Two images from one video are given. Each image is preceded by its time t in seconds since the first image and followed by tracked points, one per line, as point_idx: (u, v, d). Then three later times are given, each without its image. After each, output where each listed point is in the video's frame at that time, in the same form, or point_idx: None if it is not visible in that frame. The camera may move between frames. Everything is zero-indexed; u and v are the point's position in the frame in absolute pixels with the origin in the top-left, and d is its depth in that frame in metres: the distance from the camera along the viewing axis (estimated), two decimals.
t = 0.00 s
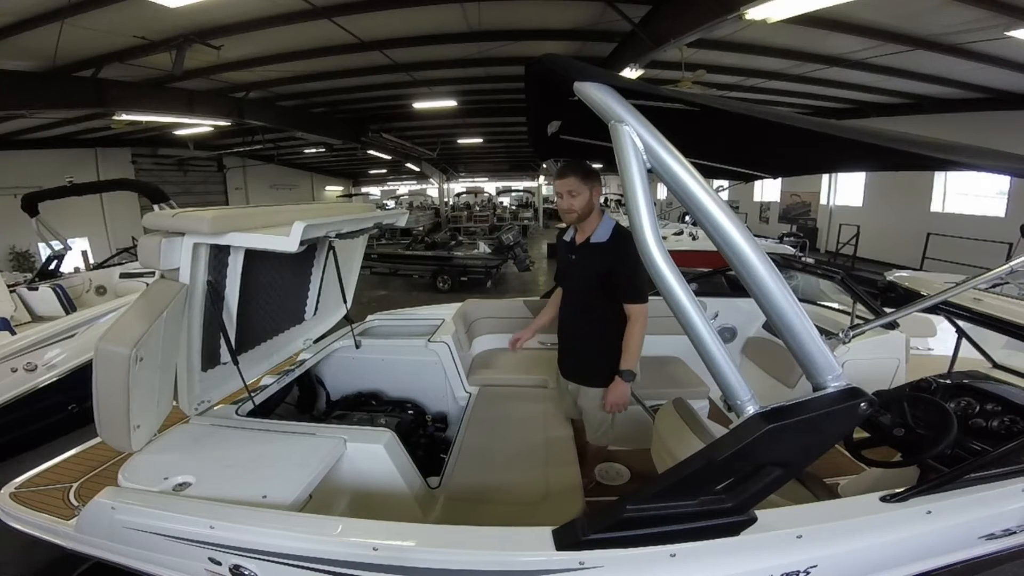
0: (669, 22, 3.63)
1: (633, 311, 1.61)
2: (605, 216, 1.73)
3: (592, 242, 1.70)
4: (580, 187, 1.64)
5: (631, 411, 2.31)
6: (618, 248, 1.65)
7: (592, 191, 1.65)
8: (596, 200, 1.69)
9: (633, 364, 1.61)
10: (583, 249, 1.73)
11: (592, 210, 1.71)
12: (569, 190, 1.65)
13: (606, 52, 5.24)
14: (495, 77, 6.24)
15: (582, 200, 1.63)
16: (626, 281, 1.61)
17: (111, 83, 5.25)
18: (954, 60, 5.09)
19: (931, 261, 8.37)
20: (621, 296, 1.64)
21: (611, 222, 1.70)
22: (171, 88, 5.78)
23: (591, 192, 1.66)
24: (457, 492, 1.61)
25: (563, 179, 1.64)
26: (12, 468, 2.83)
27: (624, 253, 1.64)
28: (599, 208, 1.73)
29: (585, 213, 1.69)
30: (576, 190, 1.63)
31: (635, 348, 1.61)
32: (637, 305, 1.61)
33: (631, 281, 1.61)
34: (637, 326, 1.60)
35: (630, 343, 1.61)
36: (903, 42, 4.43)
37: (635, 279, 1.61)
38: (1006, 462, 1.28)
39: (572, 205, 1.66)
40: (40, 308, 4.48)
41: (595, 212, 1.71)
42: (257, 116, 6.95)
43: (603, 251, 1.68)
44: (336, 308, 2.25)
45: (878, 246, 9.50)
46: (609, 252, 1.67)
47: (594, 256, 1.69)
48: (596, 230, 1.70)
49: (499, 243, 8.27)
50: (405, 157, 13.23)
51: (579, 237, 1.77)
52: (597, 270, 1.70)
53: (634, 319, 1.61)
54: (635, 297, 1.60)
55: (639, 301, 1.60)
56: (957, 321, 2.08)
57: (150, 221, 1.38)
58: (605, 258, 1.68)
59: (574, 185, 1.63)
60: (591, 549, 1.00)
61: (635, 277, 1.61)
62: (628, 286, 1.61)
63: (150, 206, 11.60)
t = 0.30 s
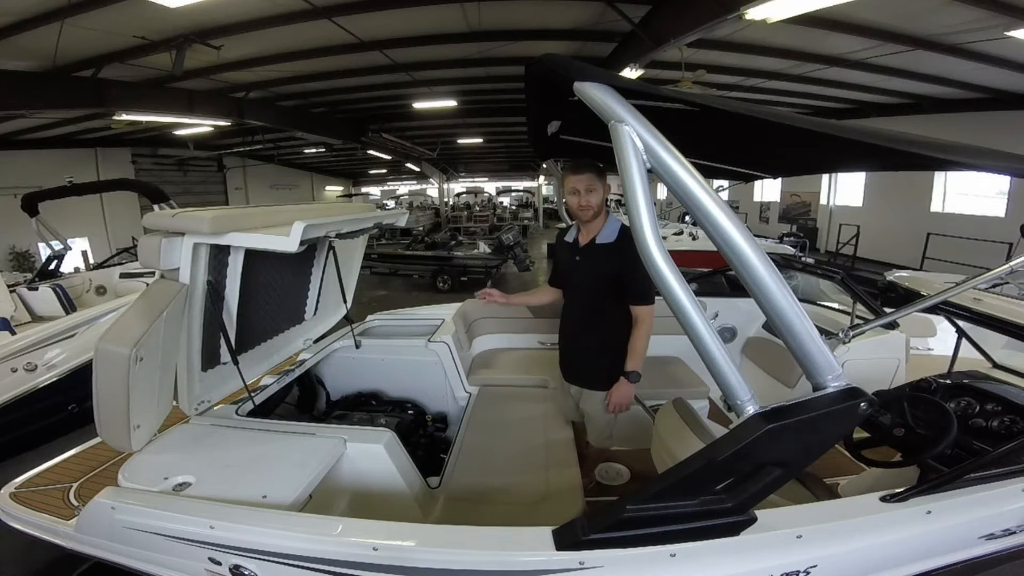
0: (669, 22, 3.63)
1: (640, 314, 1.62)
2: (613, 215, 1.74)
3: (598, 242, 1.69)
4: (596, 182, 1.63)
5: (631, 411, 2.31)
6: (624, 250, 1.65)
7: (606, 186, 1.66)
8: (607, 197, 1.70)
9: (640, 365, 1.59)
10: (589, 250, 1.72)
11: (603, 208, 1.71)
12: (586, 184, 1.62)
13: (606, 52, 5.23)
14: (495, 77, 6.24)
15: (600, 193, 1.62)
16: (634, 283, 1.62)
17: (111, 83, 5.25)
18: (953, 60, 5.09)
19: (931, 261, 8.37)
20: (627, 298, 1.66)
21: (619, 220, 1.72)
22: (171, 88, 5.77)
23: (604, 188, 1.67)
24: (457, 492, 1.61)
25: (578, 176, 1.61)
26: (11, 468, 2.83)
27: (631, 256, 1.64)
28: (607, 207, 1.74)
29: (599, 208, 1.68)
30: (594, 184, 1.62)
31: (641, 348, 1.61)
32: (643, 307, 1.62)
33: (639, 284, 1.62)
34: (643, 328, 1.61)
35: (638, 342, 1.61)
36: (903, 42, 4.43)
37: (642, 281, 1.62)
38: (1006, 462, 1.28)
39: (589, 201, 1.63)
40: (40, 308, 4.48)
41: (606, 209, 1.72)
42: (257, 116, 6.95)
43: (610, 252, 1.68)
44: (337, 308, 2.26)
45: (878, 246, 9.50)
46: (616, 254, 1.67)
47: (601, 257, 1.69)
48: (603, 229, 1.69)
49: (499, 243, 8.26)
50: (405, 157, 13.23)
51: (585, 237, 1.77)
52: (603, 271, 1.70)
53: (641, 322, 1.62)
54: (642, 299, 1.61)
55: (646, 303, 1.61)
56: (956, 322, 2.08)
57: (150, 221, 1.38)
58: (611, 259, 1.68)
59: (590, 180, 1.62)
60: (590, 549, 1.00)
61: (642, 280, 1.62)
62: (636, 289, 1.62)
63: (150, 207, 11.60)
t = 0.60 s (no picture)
0: (669, 22, 3.63)
1: (641, 318, 1.64)
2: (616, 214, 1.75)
3: (600, 245, 1.68)
4: (600, 186, 1.61)
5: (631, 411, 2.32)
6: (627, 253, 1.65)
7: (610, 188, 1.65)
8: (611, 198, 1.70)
9: (643, 370, 1.64)
10: (591, 252, 1.71)
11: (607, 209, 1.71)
12: (589, 189, 1.61)
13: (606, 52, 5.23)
14: (495, 77, 6.24)
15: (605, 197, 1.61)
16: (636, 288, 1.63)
17: (111, 84, 5.25)
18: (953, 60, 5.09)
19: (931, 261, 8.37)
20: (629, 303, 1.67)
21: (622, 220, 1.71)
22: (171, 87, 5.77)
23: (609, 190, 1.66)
24: (457, 492, 1.61)
25: (582, 180, 1.60)
26: (11, 468, 2.83)
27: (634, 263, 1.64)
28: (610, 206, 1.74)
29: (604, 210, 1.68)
30: (598, 189, 1.61)
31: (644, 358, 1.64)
32: (645, 312, 1.64)
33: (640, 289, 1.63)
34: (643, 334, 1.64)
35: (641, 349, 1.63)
36: (903, 42, 4.43)
37: (644, 286, 1.63)
38: (1006, 462, 1.28)
39: (592, 205, 1.62)
40: (40, 308, 4.47)
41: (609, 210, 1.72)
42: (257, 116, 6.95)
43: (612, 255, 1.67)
44: (336, 308, 2.26)
45: (878, 246, 9.50)
46: (618, 257, 1.66)
47: (603, 259, 1.69)
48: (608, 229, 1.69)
49: (499, 243, 8.26)
50: (405, 157, 13.23)
51: (588, 238, 1.76)
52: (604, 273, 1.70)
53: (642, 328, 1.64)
54: (644, 305, 1.63)
55: (649, 308, 1.63)
56: (957, 321, 2.08)
57: (150, 221, 1.38)
58: (613, 263, 1.67)
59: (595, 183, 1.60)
60: (591, 549, 1.00)
61: (644, 286, 1.63)
62: (638, 294, 1.63)
63: (150, 207, 11.60)
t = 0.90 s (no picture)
0: (669, 22, 3.63)
1: (635, 326, 1.59)
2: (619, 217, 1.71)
3: (602, 248, 1.67)
4: (587, 192, 1.61)
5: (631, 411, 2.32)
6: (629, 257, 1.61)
7: (603, 191, 1.63)
8: (608, 202, 1.67)
9: (633, 380, 1.61)
10: (594, 254, 1.71)
11: (606, 212, 1.69)
12: (577, 193, 1.63)
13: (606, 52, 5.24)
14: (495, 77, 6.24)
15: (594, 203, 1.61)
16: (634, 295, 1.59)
17: (111, 84, 5.25)
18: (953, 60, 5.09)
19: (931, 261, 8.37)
20: (628, 308, 1.62)
21: (627, 224, 1.67)
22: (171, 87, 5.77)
23: (603, 194, 1.64)
24: (457, 492, 1.61)
25: (570, 186, 1.63)
26: (11, 468, 2.82)
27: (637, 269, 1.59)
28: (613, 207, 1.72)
29: (600, 213, 1.67)
30: (586, 195, 1.61)
31: (635, 368, 1.61)
32: (641, 320, 1.58)
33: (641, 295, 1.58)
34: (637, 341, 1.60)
35: (633, 359, 1.60)
36: (903, 42, 4.43)
37: (643, 292, 1.58)
38: (1006, 462, 1.28)
39: (581, 210, 1.64)
40: (40, 309, 4.47)
41: (609, 213, 1.70)
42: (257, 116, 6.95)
43: (614, 258, 1.65)
44: (336, 308, 2.26)
45: (878, 246, 9.50)
46: (620, 260, 1.64)
47: (605, 262, 1.67)
48: (610, 234, 1.66)
49: (499, 243, 8.26)
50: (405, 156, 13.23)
51: (591, 240, 1.76)
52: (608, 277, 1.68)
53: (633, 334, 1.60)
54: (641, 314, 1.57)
55: (645, 316, 1.58)
56: (957, 322, 2.08)
57: (150, 222, 1.38)
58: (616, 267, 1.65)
59: (582, 188, 1.61)
60: (591, 549, 1.00)
61: (643, 295, 1.57)
62: (636, 301, 1.58)
63: (150, 207, 11.60)
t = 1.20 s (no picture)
0: (669, 22, 3.63)
1: (628, 334, 1.60)
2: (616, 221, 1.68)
3: (598, 254, 1.68)
4: (572, 195, 1.65)
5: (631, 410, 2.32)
6: (625, 265, 1.61)
7: (588, 195, 1.64)
8: (598, 206, 1.66)
9: (618, 384, 1.64)
10: (591, 260, 1.72)
11: (598, 216, 1.68)
12: (563, 198, 1.68)
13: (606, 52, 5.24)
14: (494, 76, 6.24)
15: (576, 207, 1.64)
16: (629, 304, 1.59)
17: (111, 84, 5.25)
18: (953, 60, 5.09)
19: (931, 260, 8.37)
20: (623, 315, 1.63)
21: (626, 229, 1.65)
22: (171, 87, 5.77)
23: (590, 198, 1.64)
24: (457, 492, 1.61)
25: (556, 191, 1.69)
26: (11, 468, 2.82)
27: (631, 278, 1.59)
28: (609, 211, 1.70)
29: (589, 216, 1.68)
30: (568, 199, 1.65)
31: (619, 373, 1.62)
32: (635, 328, 1.59)
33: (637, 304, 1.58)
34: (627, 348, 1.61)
35: (621, 364, 1.62)
36: (903, 42, 4.43)
37: (636, 301, 1.58)
38: (1005, 462, 1.28)
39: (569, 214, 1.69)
40: (40, 309, 4.47)
41: (602, 217, 1.68)
42: (257, 116, 6.96)
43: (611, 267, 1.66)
44: (336, 308, 2.26)
45: (878, 246, 9.50)
46: (617, 268, 1.65)
47: (602, 269, 1.69)
48: (607, 240, 1.66)
49: (499, 243, 8.26)
50: (405, 156, 13.23)
51: (589, 244, 1.76)
52: (605, 284, 1.70)
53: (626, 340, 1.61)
54: (633, 321, 1.58)
55: (639, 324, 1.58)
56: (957, 322, 2.08)
57: (150, 222, 1.38)
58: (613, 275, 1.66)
59: (566, 193, 1.66)
60: (591, 549, 1.00)
61: (636, 303, 1.57)
62: (631, 309, 1.58)
63: (150, 207, 11.60)
